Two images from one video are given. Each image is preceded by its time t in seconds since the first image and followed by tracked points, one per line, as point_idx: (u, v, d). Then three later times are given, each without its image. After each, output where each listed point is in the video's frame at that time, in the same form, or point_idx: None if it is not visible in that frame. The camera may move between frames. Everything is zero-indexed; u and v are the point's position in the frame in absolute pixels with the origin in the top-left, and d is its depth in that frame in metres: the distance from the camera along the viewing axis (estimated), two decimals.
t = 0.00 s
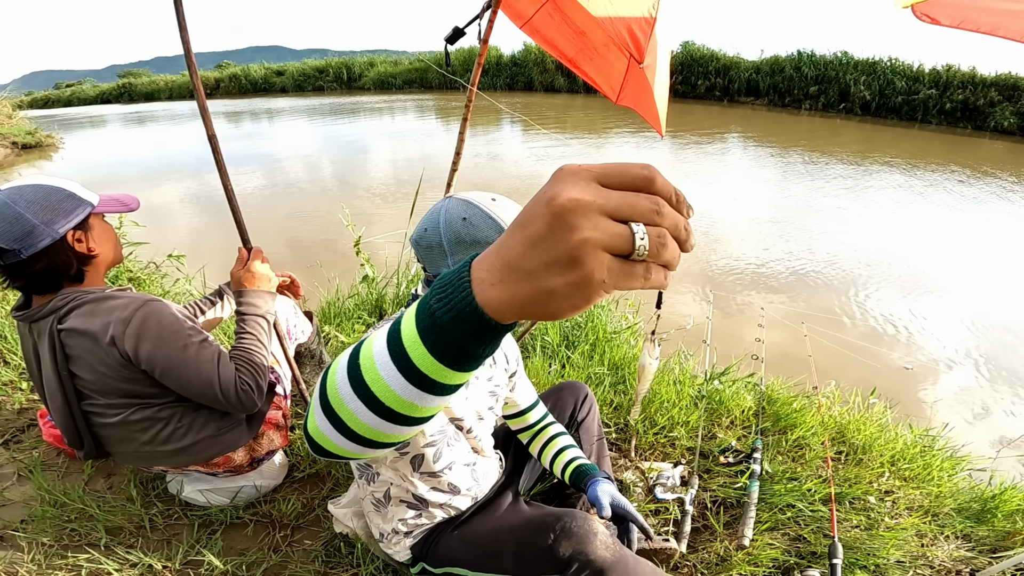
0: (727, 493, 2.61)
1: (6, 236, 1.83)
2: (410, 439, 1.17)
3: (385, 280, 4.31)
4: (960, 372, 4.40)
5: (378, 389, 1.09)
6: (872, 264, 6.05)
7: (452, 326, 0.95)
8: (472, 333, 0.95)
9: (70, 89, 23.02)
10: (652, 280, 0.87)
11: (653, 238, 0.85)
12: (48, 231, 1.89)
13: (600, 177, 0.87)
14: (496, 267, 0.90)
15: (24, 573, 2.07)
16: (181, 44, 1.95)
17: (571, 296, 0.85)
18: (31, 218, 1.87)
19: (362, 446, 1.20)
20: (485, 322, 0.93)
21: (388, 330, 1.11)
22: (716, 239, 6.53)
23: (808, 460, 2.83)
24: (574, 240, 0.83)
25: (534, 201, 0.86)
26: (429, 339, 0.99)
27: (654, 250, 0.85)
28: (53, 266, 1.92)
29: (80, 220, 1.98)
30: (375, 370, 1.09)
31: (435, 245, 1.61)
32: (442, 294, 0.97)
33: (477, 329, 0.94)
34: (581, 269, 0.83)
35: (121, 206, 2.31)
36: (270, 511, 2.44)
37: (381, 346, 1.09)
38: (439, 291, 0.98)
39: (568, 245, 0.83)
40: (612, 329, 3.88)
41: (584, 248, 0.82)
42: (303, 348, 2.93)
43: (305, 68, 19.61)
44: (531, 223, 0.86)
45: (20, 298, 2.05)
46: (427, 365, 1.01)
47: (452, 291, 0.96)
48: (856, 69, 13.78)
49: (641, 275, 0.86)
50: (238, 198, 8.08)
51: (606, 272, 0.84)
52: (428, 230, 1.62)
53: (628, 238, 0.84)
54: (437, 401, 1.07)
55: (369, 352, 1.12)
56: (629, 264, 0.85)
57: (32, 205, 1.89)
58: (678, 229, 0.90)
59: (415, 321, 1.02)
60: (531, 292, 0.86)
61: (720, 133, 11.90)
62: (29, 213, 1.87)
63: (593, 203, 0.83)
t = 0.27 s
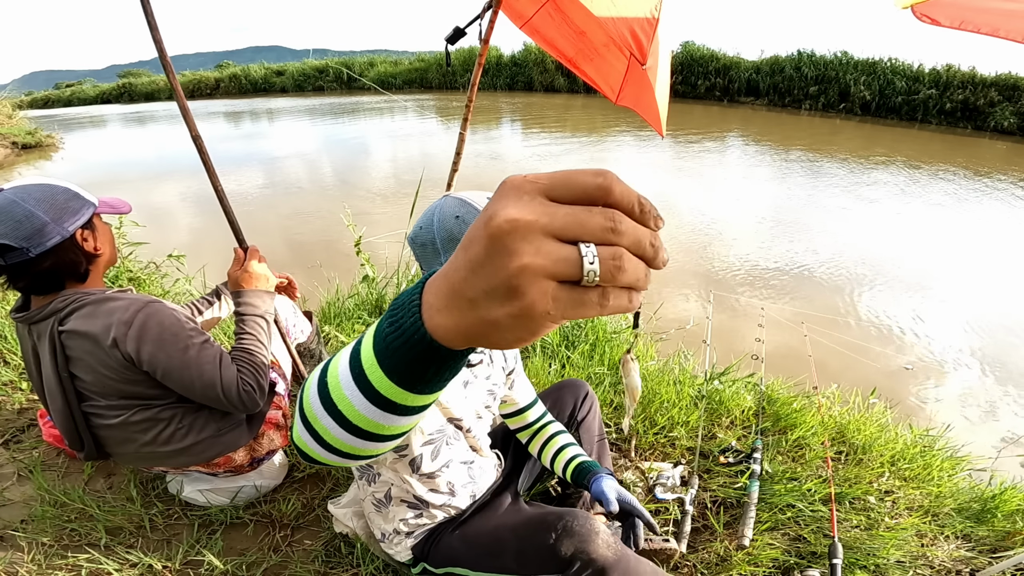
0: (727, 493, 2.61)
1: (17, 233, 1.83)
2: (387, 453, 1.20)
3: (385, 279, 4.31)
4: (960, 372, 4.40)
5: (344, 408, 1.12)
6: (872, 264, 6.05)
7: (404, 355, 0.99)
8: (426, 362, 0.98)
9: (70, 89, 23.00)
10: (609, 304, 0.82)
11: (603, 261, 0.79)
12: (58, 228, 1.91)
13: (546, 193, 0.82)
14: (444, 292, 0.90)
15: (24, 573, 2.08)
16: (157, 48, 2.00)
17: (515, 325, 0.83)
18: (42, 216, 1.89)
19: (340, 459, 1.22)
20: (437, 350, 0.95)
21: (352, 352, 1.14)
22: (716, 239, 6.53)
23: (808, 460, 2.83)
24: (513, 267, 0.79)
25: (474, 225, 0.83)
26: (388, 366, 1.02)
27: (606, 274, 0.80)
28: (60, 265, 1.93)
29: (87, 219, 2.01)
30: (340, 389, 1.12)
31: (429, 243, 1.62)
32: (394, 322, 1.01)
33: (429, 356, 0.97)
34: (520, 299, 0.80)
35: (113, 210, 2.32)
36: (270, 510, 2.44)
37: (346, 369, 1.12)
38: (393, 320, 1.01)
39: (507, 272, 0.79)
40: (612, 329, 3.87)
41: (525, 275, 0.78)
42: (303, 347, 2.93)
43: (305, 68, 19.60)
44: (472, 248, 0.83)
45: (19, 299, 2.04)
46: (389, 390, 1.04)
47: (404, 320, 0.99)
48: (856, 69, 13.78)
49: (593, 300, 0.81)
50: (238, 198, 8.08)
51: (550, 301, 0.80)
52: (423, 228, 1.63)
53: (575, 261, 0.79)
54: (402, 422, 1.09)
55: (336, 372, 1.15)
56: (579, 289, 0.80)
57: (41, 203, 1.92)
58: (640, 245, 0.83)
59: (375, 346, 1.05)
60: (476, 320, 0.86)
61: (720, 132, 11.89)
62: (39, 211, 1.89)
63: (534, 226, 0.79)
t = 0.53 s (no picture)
0: (727, 493, 2.61)
1: (27, 231, 1.83)
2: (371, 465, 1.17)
3: (386, 280, 4.31)
4: (960, 372, 4.39)
5: (323, 423, 1.09)
6: (872, 265, 6.05)
7: (379, 374, 0.96)
8: (403, 378, 0.95)
9: (70, 89, 23.01)
10: (586, 330, 0.79)
11: (577, 286, 0.75)
12: (68, 226, 1.91)
13: (520, 212, 0.78)
14: (415, 314, 0.87)
15: (23, 573, 2.07)
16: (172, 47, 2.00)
17: (484, 352, 0.80)
18: (53, 214, 1.88)
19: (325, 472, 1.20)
20: (412, 370, 0.93)
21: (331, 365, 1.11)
22: (716, 240, 6.53)
23: (808, 460, 2.83)
24: (480, 292, 0.76)
25: (444, 247, 0.79)
26: (363, 380, 1.00)
27: (581, 300, 0.76)
28: (69, 264, 1.93)
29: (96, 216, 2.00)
30: (318, 403, 1.10)
31: (413, 238, 1.63)
32: (367, 339, 0.99)
33: (402, 376, 0.95)
34: (490, 325, 0.76)
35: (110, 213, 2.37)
36: (270, 510, 2.44)
37: (325, 382, 1.10)
38: (365, 339, 0.98)
39: (476, 298, 0.76)
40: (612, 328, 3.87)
41: (494, 303, 0.75)
42: (303, 348, 2.93)
43: (305, 68, 19.60)
44: (441, 272, 0.79)
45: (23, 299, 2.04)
46: (364, 404, 1.01)
47: (377, 340, 0.96)
48: (856, 69, 13.78)
49: (569, 327, 0.77)
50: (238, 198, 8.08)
51: (521, 329, 0.77)
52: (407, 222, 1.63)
53: (547, 288, 0.75)
54: (381, 436, 1.07)
55: (315, 385, 1.13)
56: (553, 317, 0.76)
57: (51, 201, 1.91)
58: (618, 268, 0.80)
59: (351, 360, 1.02)
60: (447, 344, 0.83)
61: (720, 133, 11.90)
62: (50, 209, 1.88)
63: (504, 250, 0.75)
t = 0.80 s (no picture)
0: (727, 493, 2.61)
1: (44, 227, 1.93)
2: (314, 460, 1.17)
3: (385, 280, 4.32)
4: (960, 372, 4.39)
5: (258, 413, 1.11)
6: (872, 265, 6.05)
7: (305, 361, 1.00)
8: (326, 368, 0.99)
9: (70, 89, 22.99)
10: (492, 311, 0.82)
11: (477, 268, 0.80)
12: (83, 223, 2.00)
13: (429, 197, 0.84)
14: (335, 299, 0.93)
15: (23, 573, 2.08)
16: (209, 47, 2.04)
17: (388, 330, 0.85)
18: (69, 211, 1.98)
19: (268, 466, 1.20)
20: (336, 359, 0.97)
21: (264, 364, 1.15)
22: (716, 240, 6.53)
23: (808, 460, 2.83)
24: (384, 273, 0.82)
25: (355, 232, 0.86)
26: (291, 370, 1.03)
27: (482, 282, 0.80)
28: (84, 260, 2.01)
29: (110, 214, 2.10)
30: (253, 395, 1.12)
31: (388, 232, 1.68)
32: (289, 336, 1.02)
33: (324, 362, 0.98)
34: (392, 303, 0.82)
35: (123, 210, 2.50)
36: (270, 510, 2.44)
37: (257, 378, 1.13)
38: (289, 332, 1.01)
39: (379, 275, 0.82)
40: (612, 328, 3.86)
41: (393, 278, 0.81)
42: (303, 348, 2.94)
43: (305, 68, 19.58)
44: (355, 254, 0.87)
45: (33, 293, 2.12)
46: (296, 394, 1.05)
47: (298, 328, 1.00)
48: (856, 69, 13.78)
49: (473, 307, 0.82)
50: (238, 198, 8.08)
51: (422, 306, 0.82)
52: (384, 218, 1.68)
53: (447, 268, 0.80)
54: (320, 425, 1.09)
55: (251, 378, 1.15)
56: (454, 296, 0.81)
57: (67, 198, 2.00)
58: (527, 251, 0.82)
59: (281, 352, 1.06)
60: (359, 325, 0.89)
61: (721, 133, 11.89)
62: (66, 206, 1.98)
63: (407, 231, 0.82)
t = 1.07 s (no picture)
0: (727, 493, 2.61)
1: (54, 223, 2.01)
2: (259, 460, 1.17)
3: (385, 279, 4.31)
4: (959, 372, 4.39)
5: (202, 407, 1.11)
6: (871, 264, 6.05)
7: (248, 351, 1.01)
8: (271, 358, 1.01)
9: (69, 89, 22.95)
10: (424, 288, 0.85)
11: (406, 245, 0.83)
12: (92, 220, 2.09)
13: (360, 182, 0.89)
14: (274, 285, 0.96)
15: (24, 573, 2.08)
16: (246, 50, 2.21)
17: (321, 309, 0.88)
18: (80, 208, 2.06)
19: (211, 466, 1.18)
20: (276, 345, 1.00)
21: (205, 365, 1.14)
22: (716, 239, 6.53)
23: (808, 460, 2.83)
24: (317, 250, 0.85)
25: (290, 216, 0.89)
26: (234, 364, 1.04)
27: (411, 259, 0.83)
28: (93, 256, 2.10)
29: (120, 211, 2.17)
30: (198, 388, 1.12)
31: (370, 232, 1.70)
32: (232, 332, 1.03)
33: (265, 350, 1.00)
34: (324, 280, 0.85)
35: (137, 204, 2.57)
36: (270, 510, 2.44)
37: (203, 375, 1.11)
38: (230, 324, 1.03)
39: (308, 254, 0.86)
40: (612, 328, 3.85)
41: (322, 256, 0.84)
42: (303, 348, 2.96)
43: (305, 68, 19.57)
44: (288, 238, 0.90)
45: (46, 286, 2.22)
46: (240, 386, 1.06)
47: (238, 318, 1.02)
48: (856, 69, 13.78)
49: (404, 283, 0.84)
50: (238, 198, 8.07)
51: (352, 285, 0.85)
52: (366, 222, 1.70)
53: (375, 246, 0.84)
54: (270, 420, 1.10)
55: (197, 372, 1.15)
56: (386, 274, 0.84)
57: (77, 195, 2.09)
58: (457, 230, 0.86)
59: (223, 346, 1.07)
60: (295, 305, 0.91)
61: (721, 133, 11.89)
62: (76, 203, 2.07)
63: (336, 211, 0.85)
